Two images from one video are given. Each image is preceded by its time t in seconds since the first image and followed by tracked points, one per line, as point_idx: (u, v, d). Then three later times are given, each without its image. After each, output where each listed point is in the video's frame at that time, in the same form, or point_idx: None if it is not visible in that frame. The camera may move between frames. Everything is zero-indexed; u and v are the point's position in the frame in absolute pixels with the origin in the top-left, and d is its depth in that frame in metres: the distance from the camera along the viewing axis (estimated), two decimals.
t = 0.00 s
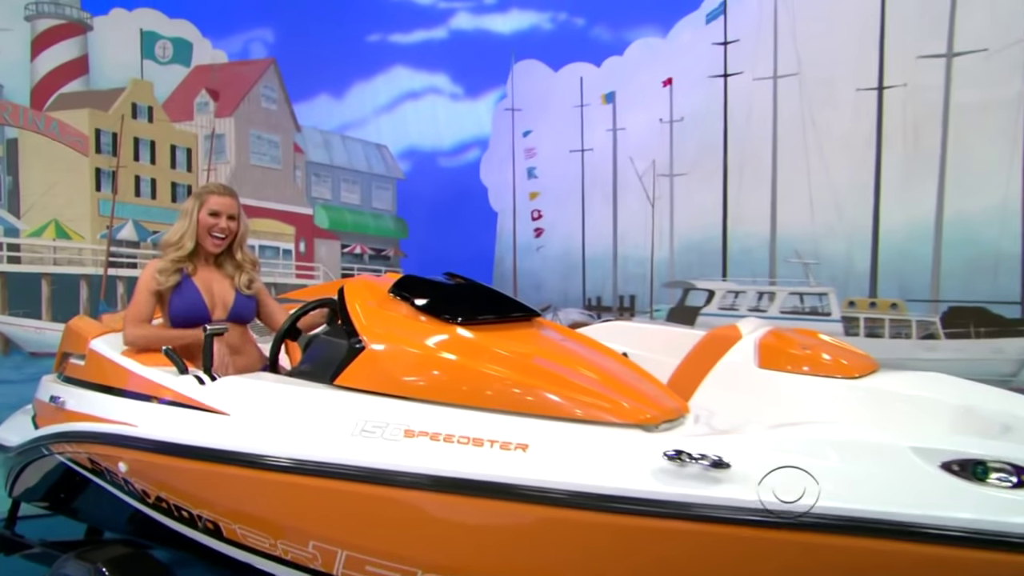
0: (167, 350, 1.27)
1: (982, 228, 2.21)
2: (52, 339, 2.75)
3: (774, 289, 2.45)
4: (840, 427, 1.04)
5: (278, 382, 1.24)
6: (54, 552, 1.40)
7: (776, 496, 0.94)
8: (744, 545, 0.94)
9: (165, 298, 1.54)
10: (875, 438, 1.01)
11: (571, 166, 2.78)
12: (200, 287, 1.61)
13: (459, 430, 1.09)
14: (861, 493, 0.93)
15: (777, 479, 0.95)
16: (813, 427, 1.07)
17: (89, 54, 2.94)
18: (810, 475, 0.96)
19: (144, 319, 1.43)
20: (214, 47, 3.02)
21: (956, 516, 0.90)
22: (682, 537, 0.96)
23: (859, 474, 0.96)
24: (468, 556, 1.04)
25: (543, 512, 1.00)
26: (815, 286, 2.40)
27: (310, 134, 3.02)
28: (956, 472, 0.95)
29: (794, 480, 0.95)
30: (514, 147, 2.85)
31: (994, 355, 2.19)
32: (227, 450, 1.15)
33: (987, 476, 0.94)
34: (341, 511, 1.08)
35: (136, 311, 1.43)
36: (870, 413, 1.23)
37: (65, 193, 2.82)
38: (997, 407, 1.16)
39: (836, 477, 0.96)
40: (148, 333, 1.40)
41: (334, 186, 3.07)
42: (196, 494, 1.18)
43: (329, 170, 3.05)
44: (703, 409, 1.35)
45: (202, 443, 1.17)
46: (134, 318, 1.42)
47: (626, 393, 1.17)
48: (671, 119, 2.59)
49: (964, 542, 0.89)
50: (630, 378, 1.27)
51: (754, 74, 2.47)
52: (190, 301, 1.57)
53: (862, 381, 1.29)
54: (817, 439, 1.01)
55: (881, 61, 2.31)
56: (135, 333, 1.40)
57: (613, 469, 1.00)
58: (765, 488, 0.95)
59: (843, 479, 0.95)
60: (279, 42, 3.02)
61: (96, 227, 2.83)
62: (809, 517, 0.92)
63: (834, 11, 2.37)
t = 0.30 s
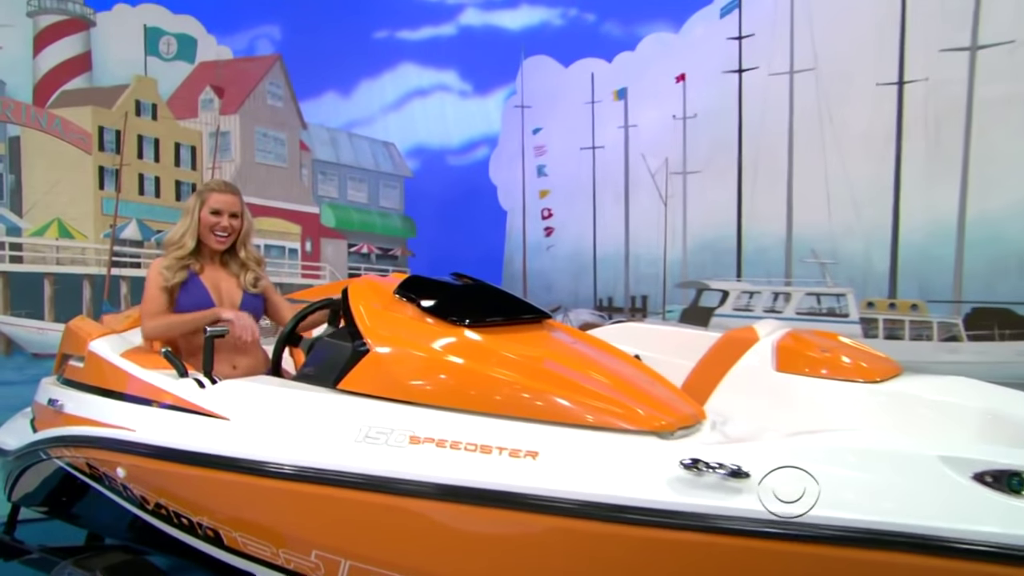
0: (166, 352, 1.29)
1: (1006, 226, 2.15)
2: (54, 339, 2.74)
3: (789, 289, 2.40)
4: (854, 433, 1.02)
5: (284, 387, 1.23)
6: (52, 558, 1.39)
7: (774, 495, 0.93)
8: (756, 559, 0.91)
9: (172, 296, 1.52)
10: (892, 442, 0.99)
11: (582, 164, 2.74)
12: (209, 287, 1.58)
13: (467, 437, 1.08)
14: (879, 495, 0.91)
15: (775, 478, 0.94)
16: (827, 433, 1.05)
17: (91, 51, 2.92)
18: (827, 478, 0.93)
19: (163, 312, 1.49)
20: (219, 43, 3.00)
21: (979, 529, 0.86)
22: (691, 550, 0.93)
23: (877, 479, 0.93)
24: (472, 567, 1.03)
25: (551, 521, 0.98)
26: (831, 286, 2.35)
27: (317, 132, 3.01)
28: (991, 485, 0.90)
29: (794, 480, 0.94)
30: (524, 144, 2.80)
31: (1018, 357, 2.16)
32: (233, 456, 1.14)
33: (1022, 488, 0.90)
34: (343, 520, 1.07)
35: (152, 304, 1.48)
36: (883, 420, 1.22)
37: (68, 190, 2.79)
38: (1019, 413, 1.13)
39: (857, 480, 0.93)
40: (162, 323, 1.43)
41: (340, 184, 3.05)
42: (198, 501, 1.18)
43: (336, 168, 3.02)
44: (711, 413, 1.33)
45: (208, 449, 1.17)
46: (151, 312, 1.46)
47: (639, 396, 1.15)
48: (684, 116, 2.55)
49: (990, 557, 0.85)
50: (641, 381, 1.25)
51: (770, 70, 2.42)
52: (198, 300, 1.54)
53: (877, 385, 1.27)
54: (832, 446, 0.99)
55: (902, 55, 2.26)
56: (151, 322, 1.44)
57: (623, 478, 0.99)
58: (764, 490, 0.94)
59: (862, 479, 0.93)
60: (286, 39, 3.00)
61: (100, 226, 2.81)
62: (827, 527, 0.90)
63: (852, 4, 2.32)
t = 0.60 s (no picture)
0: (166, 353, 1.28)
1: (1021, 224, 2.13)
2: (55, 339, 2.72)
3: (798, 290, 2.37)
4: (864, 437, 1.00)
5: (285, 388, 1.22)
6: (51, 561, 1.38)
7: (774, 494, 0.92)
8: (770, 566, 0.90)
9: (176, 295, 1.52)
10: (905, 446, 0.97)
11: (587, 163, 2.72)
12: (213, 287, 1.57)
13: (471, 440, 1.06)
14: (893, 501, 0.89)
15: (775, 478, 0.93)
16: (837, 437, 1.03)
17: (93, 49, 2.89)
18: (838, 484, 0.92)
19: (175, 308, 1.48)
20: (220, 40, 2.99)
21: (1002, 538, 0.84)
22: (702, 558, 0.91)
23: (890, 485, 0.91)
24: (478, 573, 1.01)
25: (561, 528, 0.96)
26: (841, 286, 2.33)
27: (320, 131, 2.99)
28: (1007, 490, 0.89)
29: (794, 480, 0.93)
30: (529, 143, 2.80)
31: None
32: (235, 460, 1.13)
33: None
34: (346, 524, 1.06)
35: (163, 302, 1.48)
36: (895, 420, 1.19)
37: (69, 191, 2.78)
38: None
39: (870, 486, 0.91)
40: (171, 319, 1.43)
41: (344, 183, 3.03)
42: (198, 504, 1.17)
43: (339, 168, 3.01)
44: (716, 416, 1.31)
45: (209, 452, 1.15)
46: (163, 309, 1.47)
47: (645, 399, 1.14)
48: (691, 114, 2.53)
49: (1012, 567, 0.83)
50: (648, 383, 1.24)
51: (778, 67, 2.40)
52: (202, 299, 1.54)
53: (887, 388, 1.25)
54: (843, 450, 0.98)
55: (913, 51, 2.23)
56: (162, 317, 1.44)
57: (632, 482, 0.97)
58: (765, 491, 0.93)
59: (874, 484, 0.91)
60: (289, 37, 2.97)
61: (101, 226, 2.79)
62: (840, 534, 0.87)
63: None
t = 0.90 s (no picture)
0: (166, 356, 1.30)
1: None
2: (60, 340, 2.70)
3: (819, 289, 2.33)
4: (885, 447, 0.99)
5: (293, 394, 1.22)
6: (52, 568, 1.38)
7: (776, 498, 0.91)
8: None
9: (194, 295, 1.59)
10: (926, 457, 0.95)
11: (601, 160, 2.67)
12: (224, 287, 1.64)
13: (484, 449, 1.06)
14: (919, 514, 0.87)
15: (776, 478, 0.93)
16: (855, 448, 1.02)
17: (97, 46, 2.82)
18: (858, 498, 0.90)
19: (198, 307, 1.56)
20: (226, 36, 2.96)
21: None
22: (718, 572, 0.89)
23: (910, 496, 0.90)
24: None
25: (576, 541, 0.94)
26: (863, 286, 2.28)
27: (330, 128, 2.94)
28: None
29: (794, 479, 0.92)
30: (541, 140, 2.74)
31: None
32: (242, 467, 1.12)
33: None
34: (352, 534, 1.05)
35: (186, 302, 1.56)
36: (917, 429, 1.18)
37: (74, 189, 2.73)
38: None
39: (892, 500, 0.89)
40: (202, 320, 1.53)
41: (353, 181, 3.00)
42: (201, 514, 1.17)
43: (348, 165, 2.98)
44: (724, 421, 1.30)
45: (216, 460, 1.14)
46: (191, 310, 1.55)
47: (667, 405, 1.14)
48: (708, 109, 2.48)
49: None
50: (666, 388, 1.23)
51: (798, 60, 2.34)
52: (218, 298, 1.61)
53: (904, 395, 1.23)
54: (861, 461, 0.96)
55: (940, 43, 2.17)
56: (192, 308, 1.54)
57: (648, 493, 0.95)
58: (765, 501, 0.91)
59: (896, 497, 0.89)
60: (298, 32, 2.94)
61: (106, 225, 2.76)
62: (867, 550, 0.84)
63: None
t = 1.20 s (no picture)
0: (165, 357, 1.33)
1: None
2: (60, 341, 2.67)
3: (836, 291, 2.27)
4: (912, 461, 1.00)
5: (301, 400, 1.23)
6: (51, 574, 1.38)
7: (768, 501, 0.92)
8: None
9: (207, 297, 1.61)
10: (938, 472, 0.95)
11: (612, 157, 2.62)
12: (236, 288, 1.66)
13: (493, 457, 1.07)
14: (931, 524, 0.87)
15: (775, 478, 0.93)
16: (877, 464, 1.01)
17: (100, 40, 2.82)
18: (870, 512, 0.90)
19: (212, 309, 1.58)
20: (230, 31, 2.95)
21: None
22: None
23: (923, 509, 0.90)
24: None
25: (585, 553, 0.95)
26: (884, 286, 2.23)
27: (335, 125, 2.93)
28: None
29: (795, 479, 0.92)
30: (552, 137, 2.70)
31: None
32: (247, 474, 1.13)
33: None
34: (358, 544, 1.05)
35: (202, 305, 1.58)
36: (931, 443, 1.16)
37: (75, 186, 2.72)
38: None
39: (902, 512, 0.89)
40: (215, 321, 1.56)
41: (359, 178, 2.95)
42: (204, 521, 1.17)
43: (353, 162, 2.93)
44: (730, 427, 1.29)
45: (221, 467, 1.15)
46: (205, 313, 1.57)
47: (682, 409, 1.14)
48: (723, 104, 2.43)
49: None
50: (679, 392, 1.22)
51: (815, 54, 2.30)
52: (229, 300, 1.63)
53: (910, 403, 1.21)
54: (876, 474, 0.97)
55: (965, 36, 2.13)
56: (197, 308, 1.57)
57: (660, 503, 0.96)
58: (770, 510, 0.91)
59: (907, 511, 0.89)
60: (304, 28, 2.94)
61: (108, 223, 2.74)
62: (878, 560, 0.83)
63: None
